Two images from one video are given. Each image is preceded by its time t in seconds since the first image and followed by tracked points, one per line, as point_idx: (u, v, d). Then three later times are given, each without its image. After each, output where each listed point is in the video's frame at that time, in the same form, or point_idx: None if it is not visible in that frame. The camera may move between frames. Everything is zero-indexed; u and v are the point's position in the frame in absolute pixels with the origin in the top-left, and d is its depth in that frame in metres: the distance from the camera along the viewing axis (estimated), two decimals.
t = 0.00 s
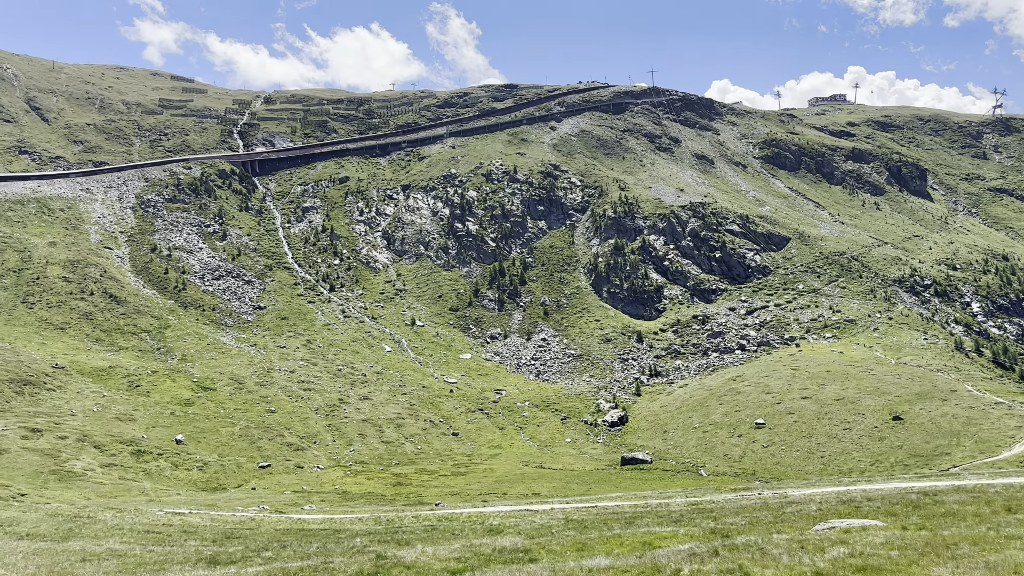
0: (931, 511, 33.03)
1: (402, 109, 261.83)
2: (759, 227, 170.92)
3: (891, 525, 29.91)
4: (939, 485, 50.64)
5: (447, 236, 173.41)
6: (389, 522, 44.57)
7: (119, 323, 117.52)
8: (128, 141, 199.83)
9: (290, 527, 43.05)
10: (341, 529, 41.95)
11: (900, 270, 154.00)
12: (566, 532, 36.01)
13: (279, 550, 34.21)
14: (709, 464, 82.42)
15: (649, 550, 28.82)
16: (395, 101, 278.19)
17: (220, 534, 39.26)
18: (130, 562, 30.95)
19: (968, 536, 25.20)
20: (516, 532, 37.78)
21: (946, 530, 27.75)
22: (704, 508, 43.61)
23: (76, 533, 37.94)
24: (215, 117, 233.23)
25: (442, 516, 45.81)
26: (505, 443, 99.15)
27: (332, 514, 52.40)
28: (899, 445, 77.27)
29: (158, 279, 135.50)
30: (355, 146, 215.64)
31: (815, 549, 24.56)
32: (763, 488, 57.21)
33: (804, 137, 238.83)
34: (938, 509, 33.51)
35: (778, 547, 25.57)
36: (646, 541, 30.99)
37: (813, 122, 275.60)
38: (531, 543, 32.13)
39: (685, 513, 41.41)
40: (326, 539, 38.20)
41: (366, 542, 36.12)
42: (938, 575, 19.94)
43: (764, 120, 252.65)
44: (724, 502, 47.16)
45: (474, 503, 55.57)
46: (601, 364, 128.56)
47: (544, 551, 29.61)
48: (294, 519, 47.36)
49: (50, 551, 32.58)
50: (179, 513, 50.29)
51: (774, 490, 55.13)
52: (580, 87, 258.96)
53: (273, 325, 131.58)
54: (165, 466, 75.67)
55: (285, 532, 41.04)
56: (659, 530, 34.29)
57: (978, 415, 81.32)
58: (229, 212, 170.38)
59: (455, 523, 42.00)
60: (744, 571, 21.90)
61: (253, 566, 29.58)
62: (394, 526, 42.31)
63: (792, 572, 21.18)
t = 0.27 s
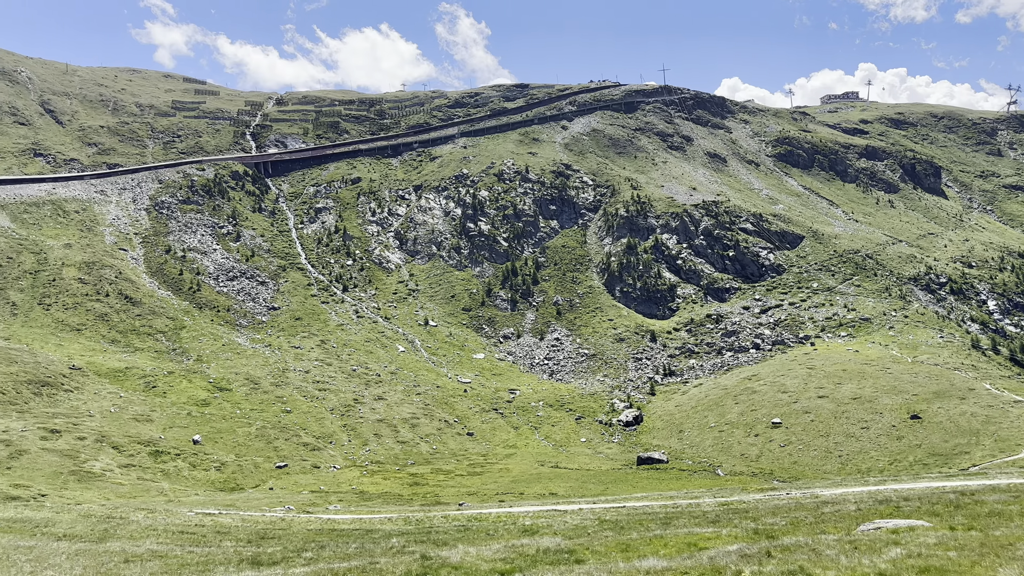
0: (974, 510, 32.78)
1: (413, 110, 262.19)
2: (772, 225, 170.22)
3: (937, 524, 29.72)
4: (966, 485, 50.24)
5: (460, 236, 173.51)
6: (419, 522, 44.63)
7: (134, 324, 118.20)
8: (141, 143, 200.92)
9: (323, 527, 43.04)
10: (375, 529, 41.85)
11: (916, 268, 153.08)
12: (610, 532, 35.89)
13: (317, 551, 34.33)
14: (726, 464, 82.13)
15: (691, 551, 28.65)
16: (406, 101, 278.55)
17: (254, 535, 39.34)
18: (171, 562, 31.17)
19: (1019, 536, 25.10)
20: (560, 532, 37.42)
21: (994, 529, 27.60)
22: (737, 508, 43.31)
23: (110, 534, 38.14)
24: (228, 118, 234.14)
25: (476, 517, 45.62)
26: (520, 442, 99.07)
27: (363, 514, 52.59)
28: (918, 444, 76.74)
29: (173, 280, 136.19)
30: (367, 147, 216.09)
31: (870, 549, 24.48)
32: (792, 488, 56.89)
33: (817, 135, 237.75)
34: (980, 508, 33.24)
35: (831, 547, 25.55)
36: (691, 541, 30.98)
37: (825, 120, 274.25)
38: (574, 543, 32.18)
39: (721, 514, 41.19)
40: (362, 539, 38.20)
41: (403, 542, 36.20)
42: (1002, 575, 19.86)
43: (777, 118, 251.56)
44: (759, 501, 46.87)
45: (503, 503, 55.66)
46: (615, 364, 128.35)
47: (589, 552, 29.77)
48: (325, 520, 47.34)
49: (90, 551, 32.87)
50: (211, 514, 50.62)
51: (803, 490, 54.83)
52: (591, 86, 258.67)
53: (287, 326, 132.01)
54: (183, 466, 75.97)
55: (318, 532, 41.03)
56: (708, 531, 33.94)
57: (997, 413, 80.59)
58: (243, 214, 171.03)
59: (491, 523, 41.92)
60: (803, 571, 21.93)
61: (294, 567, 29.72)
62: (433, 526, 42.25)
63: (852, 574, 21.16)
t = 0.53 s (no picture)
0: (1017, 512, 32.64)
1: (424, 110, 262.41)
2: (785, 225, 169.51)
3: (984, 526, 29.62)
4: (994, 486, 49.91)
5: (471, 236, 173.52)
6: (448, 522, 44.62)
7: (149, 325, 118.80)
8: (154, 144, 201.86)
9: (356, 529, 42.95)
10: (408, 530, 41.67)
11: (930, 267, 152.22)
12: (659, 535, 35.65)
13: (354, 551, 34.50)
14: (742, 464, 81.81)
15: (731, 557, 28.41)
16: (416, 102, 278.83)
17: (288, 535, 39.47)
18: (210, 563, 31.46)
19: None
20: (614, 534, 36.82)
21: None
22: (770, 510, 42.97)
23: (143, 534, 38.37)
24: (239, 120, 234.92)
25: (511, 518, 45.32)
26: (534, 443, 98.98)
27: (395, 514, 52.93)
28: (936, 444, 76.27)
29: (187, 281, 136.80)
30: (379, 148, 216.45)
31: (925, 551, 24.53)
32: (820, 490, 56.71)
33: (829, 133, 236.72)
34: (1023, 510, 33.12)
35: (884, 550, 25.63)
36: (735, 544, 31.07)
37: (838, 119, 272.85)
38: (616, 546, 32.31)
39: (767, 516, 40.59)
40: (396, 540, 38.19)
41: (438, 543, 36.23)
42: None
43: (788, 117, 250.51)
44: (795, 502, 46.53)
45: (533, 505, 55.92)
46: (627, 364, 128.07)
47: (634, 554, 30.05)
48: (355, 521, 47.29)
49: (127, 552, 33.17)
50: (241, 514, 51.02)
51: (832, 491, 54.67)
52: (602, 86, 258.31)
53: (300, 326, 132.37)
54: (199, 466, 76.25)
55: (350, 533, 41.06)
56: (754, 533, 33.87)
57: (1016, 413, 79.90)
58: (255, 215, 171.63)
59: (537, 525, 41.50)
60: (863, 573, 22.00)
61: (333, 570, 29.71)
62: (474, 526, 42.10)
63: None
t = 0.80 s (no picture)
0: None
1: (434, 111, 262.58)
2: (796, 225, 168.93)
3: None
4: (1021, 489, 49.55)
5: (481, 236, 173.48)
6: (476, 523, 44.55)
7: (161, 325, 119.27)
8: (165, 145, 202.61)
9: (387, 528, 42.97)
10: (437, 530, 41.63)
11: (943, 268, 151.46)
12: (699, 537, 35.43)
13: (390, 551, 34.62)
14: (755, 465, 81.55)
15: (771, 560, 28.25)
16: (426, 103, 279.06)
17: (320, 535, 39.55)
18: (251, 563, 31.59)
19: None
20: (654, 535, 36.62)
21: None
22: (797, 512, 42.67)
23: (174, 534, 38.46)
24: (250, 120, 235.55)
25: (539, 519, 45.20)
26: (546, 443, 98.87)
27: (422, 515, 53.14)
28: (951, 446, 75.83)
29: (199, 281, 137.29)
30: (389, 148, 216.73)
31: (977, 554, 24.35)
32: (846, 492, 56.54)
33: (840, 133, 235.82)
34: None
35: (934, 553, 25.44)
36: (777, 547, 30.98)
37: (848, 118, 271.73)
38: (656, 548, 32.11)
39: (798, 518, 40.33)
40: (430, 540, 38.13)
41: (472, 544, 36.22)
42: None
43: (799, 117, 249.66)
44: (825, 504, 46.22)
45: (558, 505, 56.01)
46: (639, 364, 127.81)
47: (676, 557, 30.00)
48: (383, 521, 47.31)
49: (165, 552, 33.34)
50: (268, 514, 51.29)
51: (858, 493, 54.51)
52: (612, 86, 257.97)
53: (312, 326, 132.65)
54: (213, 466, 76.47)
55: (379, 533, 41.02)
56: (794, 535, 33.71)
57: None
58: (266, 215, 172.08)
59: (568, 526, 41.40)
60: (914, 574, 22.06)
61: (373, 571, 29.64)
62: (505, 527, 42.03)
63: None
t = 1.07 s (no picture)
0: None
1: (443, 110, 262.66)
2: (807, 225, 168.44)
3: None
4: None
5: (490, 236, 173.35)
6: (501, 522, 44.53)
7: (172, 323, 119.59)
8: (175, 143, 203.11)
9: (416, 528, 42.93)
10: (465, 530, 41.56)
11: (954, 269, 150.85)
12: (739, 538, 35.23)
13: (423, 551, 34.66)
14: (767, 467, 81.32)
15: (809, 563, 28.05)
16: (435, 102, 279.19)
17: (351, 534, 39.54)
18: (290, 563, 31.51)
19: None
20: (690, 536, 36.45)
21: None
22: (826, 514, 42.47)
23: (201, 532, 38.47)
24: (260, 120, 236.02)
25: (564, 519, 45.08)
26: (555, 443, 98.77)
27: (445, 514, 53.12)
28: (963, 448, 75.46)
29: (209, 280, 137.62)
30: (398, 147, 216.88)
31: None
32: (870, 494, 56.29)
33: (850, 134, 235.03)
34: None
35: (985, 556, 25.29)
36: (817, 549, 30.91)
37: (858, 119, 270.92)
38: (693, 550, 31.94)
39: (828, 520, 40.08)
40: (463, 540, 37.97)
41: (505, 544, 36.15)
42: None
43: (809, 117, 248.93)
44: (851, 506, 45.93)
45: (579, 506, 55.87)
46: (648, 365, 127.54)
47: (716, 558, 29.92)
48: (408, 520, 47.32)
49: (200, 551, 33.27)
50: (291, 513, 51.39)
51: (883, 495, 54.28)
52: (621, 86, 257.67)
53: (322, 325, 132.86)
54: (225, 464, 76.56)
55: (406, 533, 40.98)
56: (831, 537, 33.59)
57: None
58: (276, 214, 172.39)
59: (596, 527, 41.33)
60: None
61: (414, 571, 29.67)
62: (533, 527, 41.92)
63: None
